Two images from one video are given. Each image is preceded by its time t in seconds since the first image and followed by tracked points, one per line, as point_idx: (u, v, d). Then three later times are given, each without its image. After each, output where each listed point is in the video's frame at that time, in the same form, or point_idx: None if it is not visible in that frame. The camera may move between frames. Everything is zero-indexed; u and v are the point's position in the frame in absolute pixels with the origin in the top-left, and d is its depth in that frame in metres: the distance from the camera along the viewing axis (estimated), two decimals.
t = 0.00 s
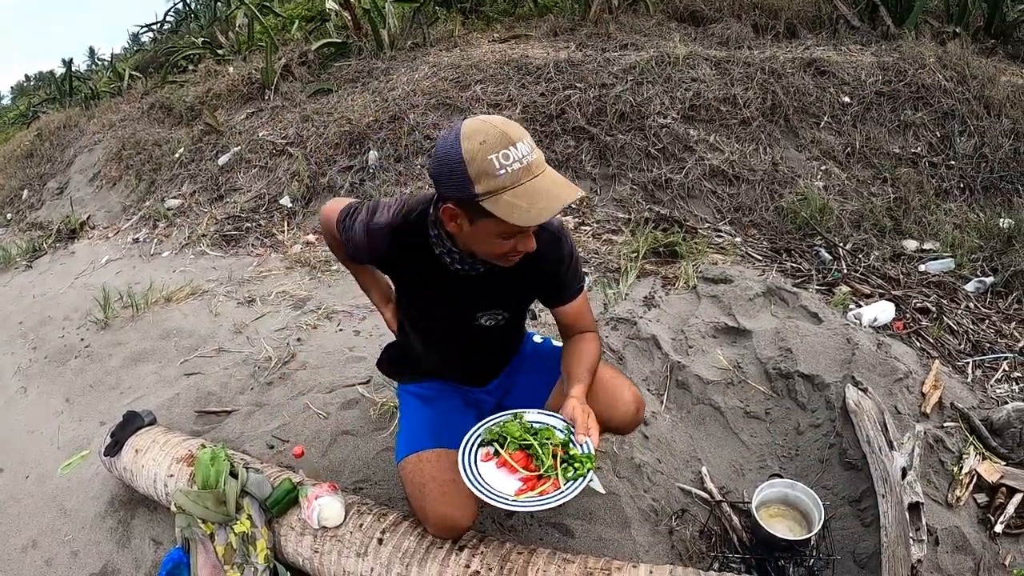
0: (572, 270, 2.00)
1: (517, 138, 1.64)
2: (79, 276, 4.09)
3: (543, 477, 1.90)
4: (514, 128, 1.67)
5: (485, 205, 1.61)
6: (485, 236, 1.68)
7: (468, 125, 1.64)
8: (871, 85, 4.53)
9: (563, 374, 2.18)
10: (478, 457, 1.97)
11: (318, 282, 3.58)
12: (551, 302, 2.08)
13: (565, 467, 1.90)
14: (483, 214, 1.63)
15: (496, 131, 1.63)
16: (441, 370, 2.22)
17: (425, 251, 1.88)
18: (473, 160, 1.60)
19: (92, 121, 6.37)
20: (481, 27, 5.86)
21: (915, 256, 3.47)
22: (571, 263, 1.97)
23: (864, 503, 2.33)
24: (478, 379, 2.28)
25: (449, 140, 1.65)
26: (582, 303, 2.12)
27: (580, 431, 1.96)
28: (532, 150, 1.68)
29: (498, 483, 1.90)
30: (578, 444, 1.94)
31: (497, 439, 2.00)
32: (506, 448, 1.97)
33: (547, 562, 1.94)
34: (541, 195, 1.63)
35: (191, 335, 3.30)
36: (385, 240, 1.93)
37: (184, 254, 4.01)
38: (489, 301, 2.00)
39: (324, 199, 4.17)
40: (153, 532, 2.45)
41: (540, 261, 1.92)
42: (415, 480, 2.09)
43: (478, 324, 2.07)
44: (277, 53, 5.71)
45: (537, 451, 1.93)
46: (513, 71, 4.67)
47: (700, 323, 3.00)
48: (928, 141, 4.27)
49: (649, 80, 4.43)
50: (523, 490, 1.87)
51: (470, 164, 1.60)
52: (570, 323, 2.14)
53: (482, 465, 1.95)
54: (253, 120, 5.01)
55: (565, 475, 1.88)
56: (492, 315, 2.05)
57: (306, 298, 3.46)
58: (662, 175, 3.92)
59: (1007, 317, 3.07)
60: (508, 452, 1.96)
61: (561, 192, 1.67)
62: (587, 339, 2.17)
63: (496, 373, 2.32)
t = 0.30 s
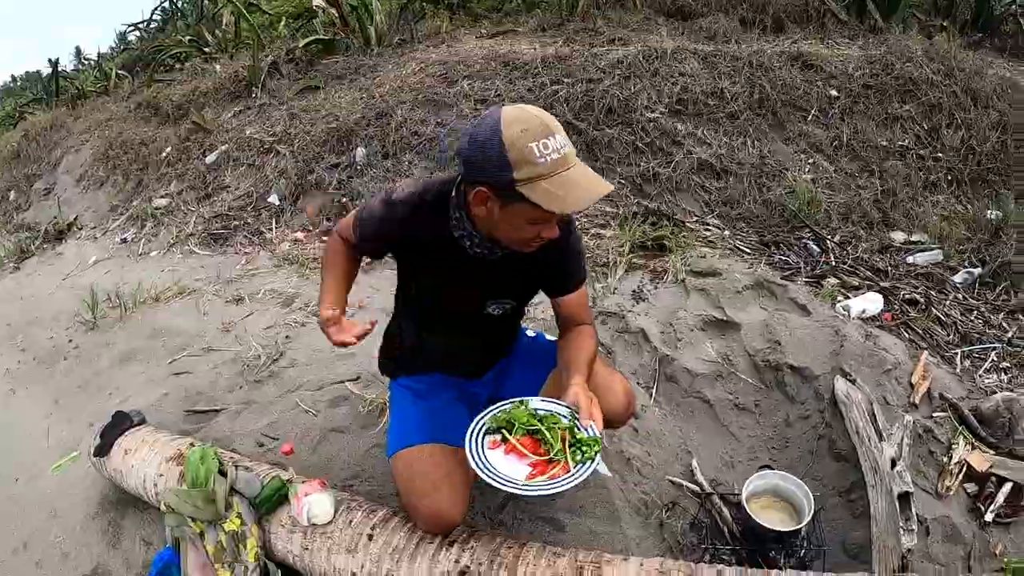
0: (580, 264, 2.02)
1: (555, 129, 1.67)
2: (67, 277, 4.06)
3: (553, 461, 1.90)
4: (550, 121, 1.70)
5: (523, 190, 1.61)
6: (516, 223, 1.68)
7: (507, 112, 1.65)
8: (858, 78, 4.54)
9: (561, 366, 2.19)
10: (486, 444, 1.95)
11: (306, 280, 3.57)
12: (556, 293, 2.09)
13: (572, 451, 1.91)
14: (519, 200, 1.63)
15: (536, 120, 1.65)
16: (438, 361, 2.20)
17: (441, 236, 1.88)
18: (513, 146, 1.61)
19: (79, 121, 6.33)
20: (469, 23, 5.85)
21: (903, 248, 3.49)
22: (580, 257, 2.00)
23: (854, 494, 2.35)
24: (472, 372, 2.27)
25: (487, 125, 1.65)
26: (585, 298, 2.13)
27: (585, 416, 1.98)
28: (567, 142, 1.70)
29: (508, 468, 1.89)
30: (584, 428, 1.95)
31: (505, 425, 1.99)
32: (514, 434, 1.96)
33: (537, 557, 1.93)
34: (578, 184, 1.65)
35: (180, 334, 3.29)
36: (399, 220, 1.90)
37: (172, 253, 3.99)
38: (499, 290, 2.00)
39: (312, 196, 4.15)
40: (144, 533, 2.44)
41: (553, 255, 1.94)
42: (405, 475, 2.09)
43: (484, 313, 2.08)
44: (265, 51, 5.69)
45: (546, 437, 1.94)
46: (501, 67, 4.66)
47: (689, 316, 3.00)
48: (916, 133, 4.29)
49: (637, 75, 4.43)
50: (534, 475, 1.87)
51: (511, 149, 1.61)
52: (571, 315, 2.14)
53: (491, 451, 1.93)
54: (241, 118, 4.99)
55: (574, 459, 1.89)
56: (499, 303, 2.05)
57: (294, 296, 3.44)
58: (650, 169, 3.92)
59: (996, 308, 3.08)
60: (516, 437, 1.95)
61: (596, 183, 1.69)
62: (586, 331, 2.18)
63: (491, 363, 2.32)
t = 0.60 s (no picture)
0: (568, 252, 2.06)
1: (554, 113, 1.70)
2: (49, 283, 4.03)
3: (530, 438, 1.92)
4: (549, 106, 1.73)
5: (522, 171, 1.64)
6: (512, 205, 1.70)
7: (508, 97, 1.69)
8: (838, 68, 4.56)
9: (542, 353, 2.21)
10: (463, 424, 1.98)
11: (290, 281, 3.55)
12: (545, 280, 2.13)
13: (550, 429, 1.93)
14: (516, 181, 1.66)
15: (535, 103, 1.68)
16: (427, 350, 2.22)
17: (434, 223, 1.89)
18: (513, 128, 1.64)
19: (58, 126, 6.27)
20: (450, 20, 5.84)
21: (886, 236, 3.52)
22: (570, 246, 2.04)
23: (840, 482, 2.37)
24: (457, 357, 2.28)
25: (487, 109, 1.68)
26: (570, 287, 2.18)
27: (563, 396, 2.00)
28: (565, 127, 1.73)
29: (485, 447, 1.91)
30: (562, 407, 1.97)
31: (482, 404, 2.01)
32: (491, 412, 1.98)
33: (523, 552, 1.93)
34: (576, 166, 1.67)
35: (164, 338, 3.27)
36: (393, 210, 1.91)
37: (155, 257, 3.97)
38: (491, 278, 2.04)
39: (295, 197, 4.14)
40: (132, 539, 2.43)
41: (545, 244, 1.98)
42: (392, 455, 2.10)
43: (474, 300, 2.11)
44: (244, 52, 5.66)
45: (522, 414, 1.95)
46: (481, 63, 4.66)
47: (672, 308, 3.01)
48: (896, 122, 4.32)
49: (617, 69, 4.44)
50: (510, 452, 1.89)
51: (510, 131, 1.64)
52: (554, 301, 2.18)
53: (468, 431, 1.95)
54: (221, 120, 4.96)
55: (551, 436, 1.91)
56: (489, 290, 2.08)
57: (278, 297, 3.43)
58: (632, 162, 3.93)
59: (978, 294, 3.12)
60: (493, 416, 1.97)
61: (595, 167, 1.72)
62: (569, 319, 2.20)
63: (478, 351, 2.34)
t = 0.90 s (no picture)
0: (549, 181, 2.10)
1: (544, 23, 1.67)
2: (43, 286, 4.02)
3: (500, 355, 1.96)
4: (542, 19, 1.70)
5: (507, 80, 1.61)
6: (496, 119, 1.68)
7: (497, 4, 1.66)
8: (831, 68, 4.58)
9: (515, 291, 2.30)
10: (434, 342, 2.02)
11: (283, 283, 3.55)
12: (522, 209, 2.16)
13: (522, 348, 1.98)
14: (500, 91, 1.63)
15: (527, 11, 1.65)
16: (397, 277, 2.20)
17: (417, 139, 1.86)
18: (500, 34, 1.61)
19: (51, 128, 6.25)
20: (444, 21, 5.84)
21: (879, 235, 3.53)
22: (551, 174, 2.08)
23: (833, 480, 2.38)
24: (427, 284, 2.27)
25: (475, 16, 1.66)
26: (546, 222, 2.25)
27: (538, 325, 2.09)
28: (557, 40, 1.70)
29: (454, 360, 1.94)
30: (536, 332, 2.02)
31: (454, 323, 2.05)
32: (463, 329, 2.02)
33: (516, 553, 1.93)
34: (564, 77, 1.64)
35: (157, 341, 3.26)
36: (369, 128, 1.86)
37: (148, 260, 3.96)
38: (471, 202, 2.04)
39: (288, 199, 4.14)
40: (126, 542, 2.42)
41: (533, 169, 2.03)
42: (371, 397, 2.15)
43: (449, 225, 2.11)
44: (238, 54, 5.65)
45: (494, 331, 2.01)
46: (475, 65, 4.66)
47: (665, 308, 3.02)
48: (889, 122, 4.34)
49: (610, 70, 4.44)
50: (479, 365, 1.93)
51: (497, 38, 1.61)
52: (529, 237, 2.25)
53: (438, 348, 1.99)
54: (215, 122, 4.95)
55: (523, 355, 1.95)
56: (465, 217, 2.09)
57: (271, 299, 3.42)
58: (625, 164, 3.94)
59: (971, 293, 3.14)
60: (465, 333, 2.01)
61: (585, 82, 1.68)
62: (543, 256, 2.27)
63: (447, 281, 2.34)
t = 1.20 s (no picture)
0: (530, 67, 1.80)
1: None
2: (43, 286, 4.02)
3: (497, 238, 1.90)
4: None
5: None
6: None
7: None
8: (831, 70, 4.58)
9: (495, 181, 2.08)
10: (424, 234, 1.91)
11: (283, 284, 3.55)
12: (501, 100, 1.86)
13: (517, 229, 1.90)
14: None
15: None
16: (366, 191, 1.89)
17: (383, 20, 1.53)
18: None
19: (51, 128, 6.26)
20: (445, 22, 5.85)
21: (879, 237, 3.52)
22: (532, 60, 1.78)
23: (834, 482, 2.37)
24: (402, 198, 1.97)
25: None
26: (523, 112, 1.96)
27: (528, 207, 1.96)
28: None
29: (450, 248, 1.86)
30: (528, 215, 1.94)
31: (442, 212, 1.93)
32: (453, 216, 1.92)
33: (516, 555, 1.93)
34: None
35: (157, 342, 3.26)
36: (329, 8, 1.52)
37: (149, 260, 3.96)
38: (448, 94, 1.71)
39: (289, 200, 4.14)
40: (126, 543, 2.42)
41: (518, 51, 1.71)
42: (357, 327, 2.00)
43: (422, 122, 1.77)
44: (238, 55, 5.66)
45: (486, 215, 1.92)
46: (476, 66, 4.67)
47: (665, 309, 3.02)
48: (889, 123, 4.34)
49: (610, 71, 4.45)
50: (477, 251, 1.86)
51: None
52: (505, 127, 1.98)
53: (430, 239, 1.89)
54: (215, 123, 4.96)
55: (519, 235, 1.88)
56: (440, 110, 1.75)
57: (271, 300, 3.42)
58: (625, 165, 3.95)
59: (971, 294, 3.14)
60: (456, 219, 1.91)
61: None
62: (521, 143, 2.03)
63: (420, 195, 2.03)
